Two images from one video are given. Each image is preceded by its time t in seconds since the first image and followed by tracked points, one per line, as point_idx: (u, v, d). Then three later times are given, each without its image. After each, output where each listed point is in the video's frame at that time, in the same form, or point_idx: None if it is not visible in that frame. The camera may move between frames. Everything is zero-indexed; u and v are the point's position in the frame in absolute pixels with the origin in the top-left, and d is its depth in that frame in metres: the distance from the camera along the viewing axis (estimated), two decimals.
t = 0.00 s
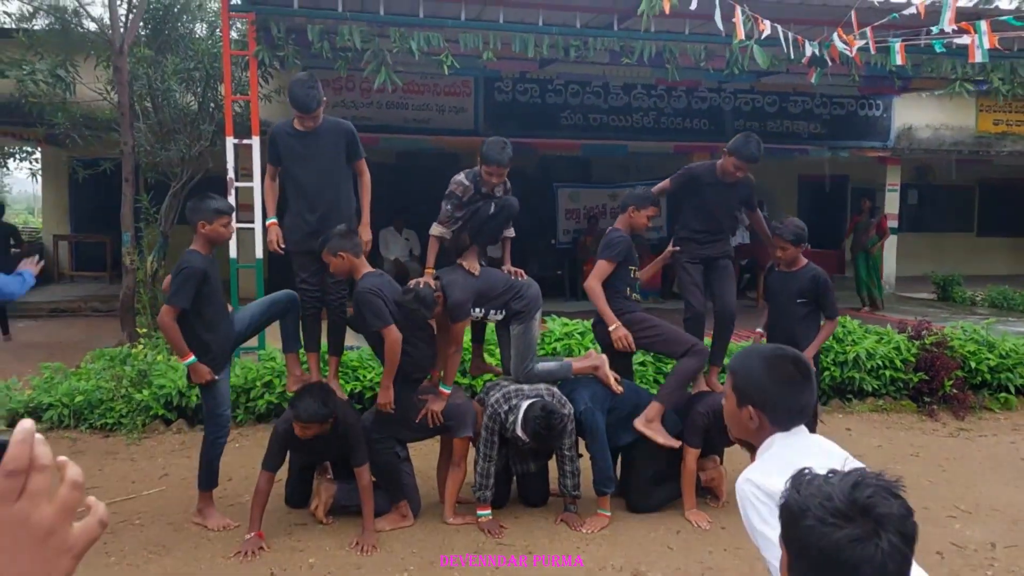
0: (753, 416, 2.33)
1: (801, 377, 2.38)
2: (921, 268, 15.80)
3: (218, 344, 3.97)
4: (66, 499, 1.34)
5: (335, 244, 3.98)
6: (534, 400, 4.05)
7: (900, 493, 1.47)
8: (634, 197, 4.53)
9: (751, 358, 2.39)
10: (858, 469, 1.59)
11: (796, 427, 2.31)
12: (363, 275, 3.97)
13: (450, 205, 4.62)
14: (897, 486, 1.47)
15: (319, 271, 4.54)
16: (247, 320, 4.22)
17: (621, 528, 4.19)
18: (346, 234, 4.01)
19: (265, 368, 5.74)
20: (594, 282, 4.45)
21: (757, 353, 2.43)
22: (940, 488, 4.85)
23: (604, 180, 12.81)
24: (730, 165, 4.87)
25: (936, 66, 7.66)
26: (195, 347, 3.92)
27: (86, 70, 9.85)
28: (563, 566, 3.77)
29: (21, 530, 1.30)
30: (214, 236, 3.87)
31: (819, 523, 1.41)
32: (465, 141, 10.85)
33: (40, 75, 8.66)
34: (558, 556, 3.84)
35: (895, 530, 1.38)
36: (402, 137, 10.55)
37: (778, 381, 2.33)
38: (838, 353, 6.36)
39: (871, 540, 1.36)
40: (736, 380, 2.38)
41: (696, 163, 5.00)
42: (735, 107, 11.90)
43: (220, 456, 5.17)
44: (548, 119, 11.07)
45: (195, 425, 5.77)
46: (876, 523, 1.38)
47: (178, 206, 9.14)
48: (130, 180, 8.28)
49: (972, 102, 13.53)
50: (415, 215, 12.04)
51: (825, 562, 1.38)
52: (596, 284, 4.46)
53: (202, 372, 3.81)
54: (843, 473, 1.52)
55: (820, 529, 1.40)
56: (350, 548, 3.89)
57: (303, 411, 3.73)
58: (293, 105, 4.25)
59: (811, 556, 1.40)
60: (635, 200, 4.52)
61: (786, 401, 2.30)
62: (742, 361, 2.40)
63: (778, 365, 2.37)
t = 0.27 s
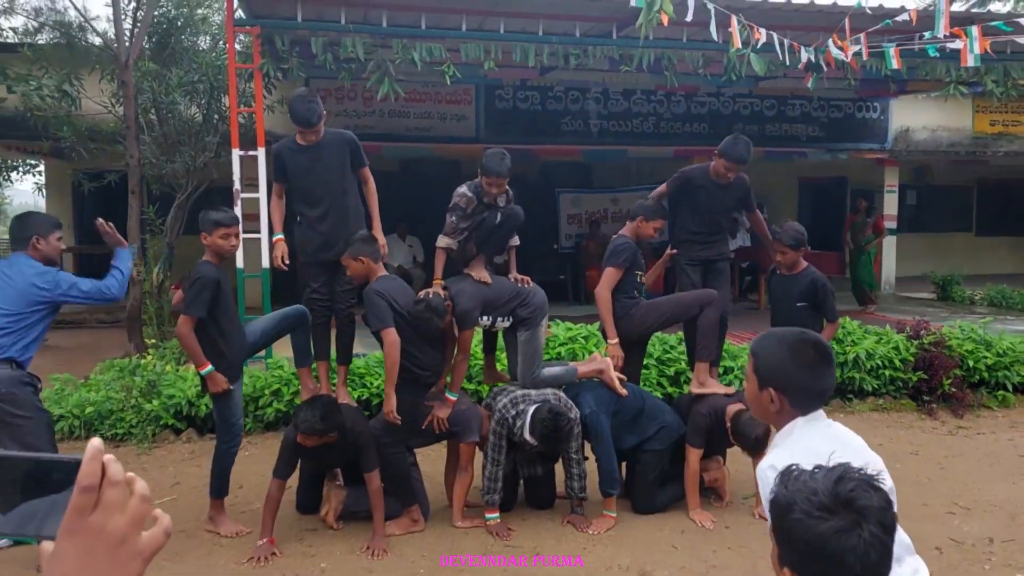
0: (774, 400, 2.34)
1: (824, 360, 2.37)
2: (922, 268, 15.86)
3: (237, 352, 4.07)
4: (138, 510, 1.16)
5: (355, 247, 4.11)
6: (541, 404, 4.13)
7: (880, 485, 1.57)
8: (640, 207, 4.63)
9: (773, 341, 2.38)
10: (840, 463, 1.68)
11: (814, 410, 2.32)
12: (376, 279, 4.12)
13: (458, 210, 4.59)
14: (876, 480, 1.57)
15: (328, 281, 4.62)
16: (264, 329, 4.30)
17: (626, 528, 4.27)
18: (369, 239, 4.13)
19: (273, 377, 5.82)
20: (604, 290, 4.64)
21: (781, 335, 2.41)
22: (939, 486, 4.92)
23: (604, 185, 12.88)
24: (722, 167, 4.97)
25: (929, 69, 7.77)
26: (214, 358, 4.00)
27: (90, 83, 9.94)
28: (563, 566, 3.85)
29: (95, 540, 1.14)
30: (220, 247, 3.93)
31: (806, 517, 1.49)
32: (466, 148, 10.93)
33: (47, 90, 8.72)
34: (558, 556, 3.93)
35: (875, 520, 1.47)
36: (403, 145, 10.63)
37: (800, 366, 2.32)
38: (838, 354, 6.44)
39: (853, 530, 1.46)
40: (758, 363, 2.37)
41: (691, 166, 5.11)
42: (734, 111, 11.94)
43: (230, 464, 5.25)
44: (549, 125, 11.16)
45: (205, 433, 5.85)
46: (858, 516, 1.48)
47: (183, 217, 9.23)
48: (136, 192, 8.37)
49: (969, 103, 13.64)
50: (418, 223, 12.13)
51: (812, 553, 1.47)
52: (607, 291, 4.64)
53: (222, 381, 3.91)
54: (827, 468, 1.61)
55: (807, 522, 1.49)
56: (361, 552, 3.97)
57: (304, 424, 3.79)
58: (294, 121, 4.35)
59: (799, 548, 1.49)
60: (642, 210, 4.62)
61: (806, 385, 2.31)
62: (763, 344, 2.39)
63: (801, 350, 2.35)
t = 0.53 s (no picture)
0: (817, 389, 2.29)
1: (868, 350, 2.29)
2: (923, 267, 15.93)
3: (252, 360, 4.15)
4: (244, 527, 1.47)
5: (376, 244, 4.16)
6: (548, 402, 4.22)
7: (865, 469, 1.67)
8: (648, 209, 4.74)
9: (818, 332, 2.33)
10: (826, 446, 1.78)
11: (859, 402, 2.24)
12: (391, 276, 4.19)
13: (472, 211, 4.60)
14: (862, 462, 1.67)
15: (336, 285, 4.71)
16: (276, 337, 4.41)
17: (631, 524, 4.35)
18: (389, 237, 4.19)
19: (282, 380, 5.91)
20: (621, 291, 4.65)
21: (827, 327, 2.36)
22: (939, 480, 5.00)
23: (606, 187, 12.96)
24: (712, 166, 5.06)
25: (927, 70, 7.85)
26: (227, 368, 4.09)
27: (96, 92, 10.05)
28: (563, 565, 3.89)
29: (215, 553, 1.42)
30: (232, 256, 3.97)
31: (798, 497, 1.59)
32: (469, 152, 11.01)
33: (52, 98, 8.94)
34: (558, 556, 3.97)
35: (862, 500, 1.57)
36: (406, 150, 10.72)
37: (844, 356, 2.27)
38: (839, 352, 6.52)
39: (844, 510, 1.56)
40: (801, 355, 2.33)
41: (685, 166, 5.22)
42: (734, 113, 11.99)
43: (241, 466, 5.34)
44: (550, 128, 11.24)
45: (215, 437, 5.95)
46: (847, 497, 1.58)
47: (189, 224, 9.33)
48: (143, 199, 8.47)
49: (968, 101, 13.70)
50: (421, 227, 12.22)
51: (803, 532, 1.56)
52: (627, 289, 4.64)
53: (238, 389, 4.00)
54: (815, 453, 1.71)
55: (800, 503, 1.58)
56: (372, 550, 4.06)
57: (312, 427, 3.85)
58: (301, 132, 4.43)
59: (793, 528, 1.58)
60: (649, 211, 4.73)
61: (849, 374, 2.25)
62: (809, 337, 2.35)
63: (844, 339, 2.30)
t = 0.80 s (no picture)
0: (878, 390, 2.29)
1: (931, 353, 2.29)
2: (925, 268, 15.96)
3: (256, 360, 4.24)
4: None
5: (386, 244, 4.22)
6: (551, 400, 4.29)
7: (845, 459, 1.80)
8: (652, 209, 4.79)
9: (876, 333, 2.32)
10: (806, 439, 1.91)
11: (919, 404, 2.24)
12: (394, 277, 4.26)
13: (476, 217, 4.63)
14: (842, 452, 1.80)
15: (340, 287, 4.79)
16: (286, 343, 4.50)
17: (632, 521, 4.42)
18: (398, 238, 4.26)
19: (288, 381, 5.99)
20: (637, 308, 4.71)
21: (881, 326, 2.35)
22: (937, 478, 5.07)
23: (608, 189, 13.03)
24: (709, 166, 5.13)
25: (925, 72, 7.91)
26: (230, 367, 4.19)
27: (102, 98, 10.16)
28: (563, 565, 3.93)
29: None
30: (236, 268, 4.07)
31: (783, 484, 1.70)
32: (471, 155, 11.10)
33: (62, 105, 9.04)
34: (558, 556, 4.00)
35: (844, 487, 1.69)
36: (410, 153, 10.81)
37: (904, 356, 2.27)
38: (839, 352, 6.59)
39: (827, 496, 1.68)
40: (861, 354, 2.33)
41: (685, 167, 5.30)
42: (736, 115, 12.08)
43: (248, 465, 5.43)
44: (552, 131, 11.32)
45: (223, 437, 6.04)
46: (830, 484, 1.70)
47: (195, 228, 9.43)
48: (150, 204, 8.57)
49: (970, 101, 13.70)
50: (424, 230, 12.31)
51: (789, 516, 1.68)
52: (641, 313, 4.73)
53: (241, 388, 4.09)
54: (798, 443, 1.83)
55: (785, 489, 1.70)
56: (377, 547, 4.14)
57: (317, 427, 3.93)
58: (314, 138, 4.53)
59: (778, 513, 1.69)
60: (653, 211, 4.78)
61: (914, 379, 2.24)
62: (869, 335, 2.34)
63: (903, 339, 2.29)
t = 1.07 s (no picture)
0: (905, 392, 2.17)
1: (959, 353, 2.18)
2: (923, 275, 15.99)
3: (247, 365, 4.31)
4: None
5: (366, 255, 4.32)
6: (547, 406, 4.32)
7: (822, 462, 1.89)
8: (645, 215, 4.84)
9: (901, 334, 2.20)
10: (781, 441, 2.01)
11: (946, 409, 2.14)
12: (390, 282, 4.32)
13: (472, 222, 4.73)
14: (818, 454, 1.89)
15: (337, 294, 4.83)
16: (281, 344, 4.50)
17: (626, 528, 4.45)
18: (380, 246, 4.35)
19: (286, 388, 6.03)
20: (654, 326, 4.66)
21: (906, 328, 2.23)
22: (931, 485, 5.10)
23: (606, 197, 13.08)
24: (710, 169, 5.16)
25: (919, 81, 7.97)
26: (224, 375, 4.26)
27: (103, 107, 10.24)
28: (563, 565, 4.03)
29: None
30: (229, 287, 4.12)
31: (761, 484, 1.79)
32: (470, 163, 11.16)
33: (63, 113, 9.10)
34: (558, 556, 4.10)
35: (820, 487, 1.78)
36: (409, 161, 10.87)
37: (930, 358, 2.15)
38: (833, 359, 6.62)
39: (804, 496, 1.76)
40: (886, 355, 2.21)
41: (685, 171, 5.30)
42: (732, 123, 12.09)
43: (245, 472, 5.46)
44: (551, 139, 11.38)
45: (221, 443, 6.07)
46: (805, 485, 1.78)
47: (195, 236, 9.48)
48: (151, 212, 8.63)
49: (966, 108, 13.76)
50: (422, 238, 12.35)
51: (768, 515, 1.76)
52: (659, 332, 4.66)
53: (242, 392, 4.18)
54: (775, 446, 1.92)
55: (763, 489, 1.78)
56: (373, 553, 4.18)
57: (311, 436, 3.96)
58: (309, 147, 4.58)
59: (756, 513, 1.77)
60: (646, 216, 4.83)
61: (942, 381, 2.14)
62: (893, 333, 2.23)
63: (930, 341, 2.17)
